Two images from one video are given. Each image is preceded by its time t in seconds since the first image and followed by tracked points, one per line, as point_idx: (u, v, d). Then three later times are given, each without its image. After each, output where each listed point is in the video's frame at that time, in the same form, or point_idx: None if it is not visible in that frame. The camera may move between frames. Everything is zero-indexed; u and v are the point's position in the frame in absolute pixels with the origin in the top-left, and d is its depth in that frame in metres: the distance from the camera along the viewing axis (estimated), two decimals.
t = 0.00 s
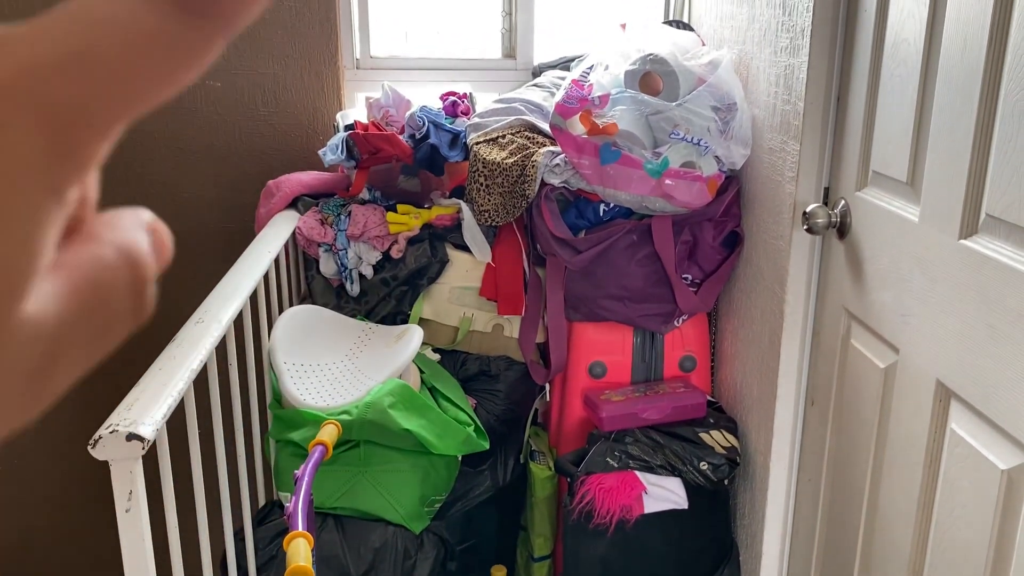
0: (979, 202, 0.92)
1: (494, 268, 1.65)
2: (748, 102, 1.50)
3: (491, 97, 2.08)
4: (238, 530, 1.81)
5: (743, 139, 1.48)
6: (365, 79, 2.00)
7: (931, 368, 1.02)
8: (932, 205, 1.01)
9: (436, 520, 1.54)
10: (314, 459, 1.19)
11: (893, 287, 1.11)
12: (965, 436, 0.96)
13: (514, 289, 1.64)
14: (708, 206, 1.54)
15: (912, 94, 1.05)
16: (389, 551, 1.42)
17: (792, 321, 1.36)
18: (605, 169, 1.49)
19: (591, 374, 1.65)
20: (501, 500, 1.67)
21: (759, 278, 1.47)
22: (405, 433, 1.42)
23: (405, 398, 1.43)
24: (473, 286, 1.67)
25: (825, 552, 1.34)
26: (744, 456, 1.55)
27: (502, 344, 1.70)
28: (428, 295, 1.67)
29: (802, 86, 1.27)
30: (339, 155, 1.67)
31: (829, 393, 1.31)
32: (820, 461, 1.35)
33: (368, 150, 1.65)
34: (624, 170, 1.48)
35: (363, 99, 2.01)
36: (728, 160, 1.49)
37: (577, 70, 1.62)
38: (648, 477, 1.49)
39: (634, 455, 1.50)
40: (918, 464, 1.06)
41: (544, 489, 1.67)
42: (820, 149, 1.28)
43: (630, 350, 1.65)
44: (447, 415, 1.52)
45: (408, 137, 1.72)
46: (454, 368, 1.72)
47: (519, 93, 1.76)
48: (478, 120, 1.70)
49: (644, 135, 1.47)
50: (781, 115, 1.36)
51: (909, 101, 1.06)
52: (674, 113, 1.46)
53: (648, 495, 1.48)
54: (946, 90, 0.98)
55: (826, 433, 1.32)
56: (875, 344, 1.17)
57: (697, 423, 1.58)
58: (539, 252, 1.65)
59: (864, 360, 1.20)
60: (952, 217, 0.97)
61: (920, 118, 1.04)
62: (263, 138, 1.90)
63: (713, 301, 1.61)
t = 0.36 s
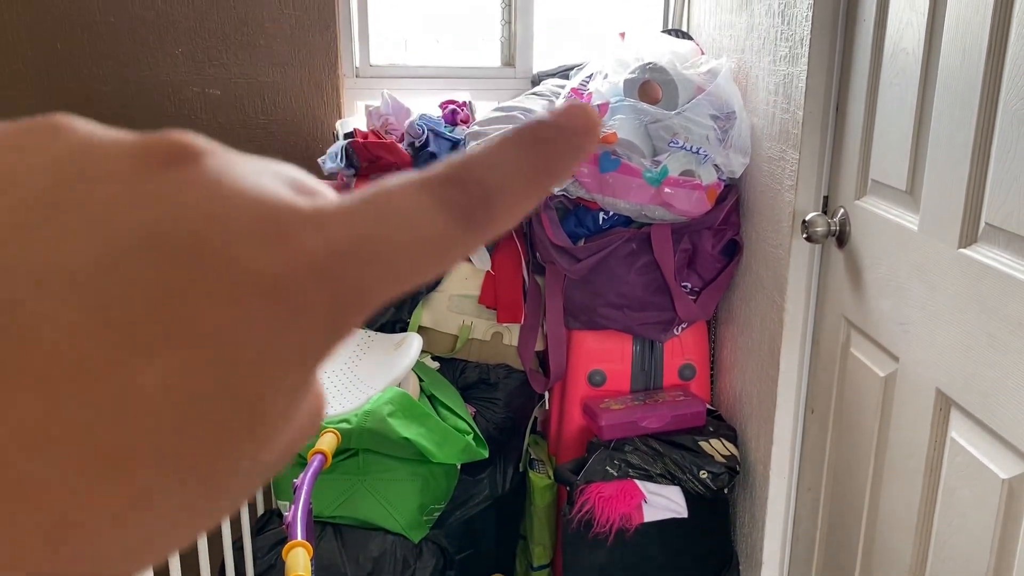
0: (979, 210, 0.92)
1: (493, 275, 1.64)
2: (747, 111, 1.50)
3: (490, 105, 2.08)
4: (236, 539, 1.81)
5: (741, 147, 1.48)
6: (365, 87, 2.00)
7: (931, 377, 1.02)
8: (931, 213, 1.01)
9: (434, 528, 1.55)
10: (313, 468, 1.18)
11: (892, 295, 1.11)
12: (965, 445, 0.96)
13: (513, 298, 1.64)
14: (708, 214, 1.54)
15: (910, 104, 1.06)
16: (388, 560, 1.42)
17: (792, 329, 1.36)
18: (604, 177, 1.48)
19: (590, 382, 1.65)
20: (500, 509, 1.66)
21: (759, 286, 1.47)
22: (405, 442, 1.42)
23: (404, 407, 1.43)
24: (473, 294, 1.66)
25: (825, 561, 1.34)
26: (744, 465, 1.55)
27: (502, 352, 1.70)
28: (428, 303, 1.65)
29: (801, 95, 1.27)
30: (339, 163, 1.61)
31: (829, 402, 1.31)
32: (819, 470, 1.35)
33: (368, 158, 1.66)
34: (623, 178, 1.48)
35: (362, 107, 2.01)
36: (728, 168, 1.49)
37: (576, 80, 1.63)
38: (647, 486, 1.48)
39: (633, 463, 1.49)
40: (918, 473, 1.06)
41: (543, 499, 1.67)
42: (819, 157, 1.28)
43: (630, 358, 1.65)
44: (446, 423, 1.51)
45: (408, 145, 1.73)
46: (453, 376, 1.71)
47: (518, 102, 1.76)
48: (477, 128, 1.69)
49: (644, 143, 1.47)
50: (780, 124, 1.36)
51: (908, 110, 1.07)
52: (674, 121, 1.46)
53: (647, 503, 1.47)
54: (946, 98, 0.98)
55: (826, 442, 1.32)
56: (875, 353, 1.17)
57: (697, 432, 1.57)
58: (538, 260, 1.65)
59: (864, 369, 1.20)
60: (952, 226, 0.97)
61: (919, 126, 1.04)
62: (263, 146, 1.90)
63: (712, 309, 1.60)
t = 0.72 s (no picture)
0: (978, 213, 0.92)
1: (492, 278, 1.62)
2: (747, 114, 1.50)
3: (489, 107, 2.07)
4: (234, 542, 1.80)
5: (741, 150, 1.48)
6: (364, 90, 2.00)
7: (931, 380, 1.02)
8: (931, 216, 1.01)
9: (433, 532, 1.55)
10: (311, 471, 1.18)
11: (892, 298, 1.11)
12: (966, 449, 0.96)
13: (512, 302, 1.63)
14: (707, 217, 1.54)
15: (910, 107, 1.06)
16: (386, 564, 1.41)
17: (791, 332, 1.35)
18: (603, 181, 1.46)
19: (590, 385, 1.64)
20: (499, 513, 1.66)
21: (759, 290, 1.46)
22: (404, 446, 1.41)
23: (403, 410, 1.42)
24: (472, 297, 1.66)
25: (825, 565, 1.33)
26: (744, 468, 1.55)
27: (500, 355, 1.70)
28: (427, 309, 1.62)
29: (801, 97, 1.27)
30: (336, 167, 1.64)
31: (829, 405, 1.30)
32: (819, 474, 1.35)
33: (367, 160, 1.65)
34: (622, 181, 1.47)
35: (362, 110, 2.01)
36: (727, 171, 1.49)
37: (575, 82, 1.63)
38: (646, 490, 1.48)
39: (633, 467, 1.49)
40: (918, 477, 1.05)
41: (542, 502, 1.67)
42: (819, 160, 1.28)
43: (629, 361, 1.64)
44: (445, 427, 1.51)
45: (406, 147, 1.73)
46: (452, 379, 1.71)
47: (517, 105, 1.75)
48: (476, 131, 1.67)
49: (642, 146, 1.45)
50: (780, 127, 1.36)
51: (907, 114, 1.06)
52: (673, 124, 1.46)
53: (647, 507, 1.47)
54: (945, 100, 0.98)
55: (826, 445, 1.32)
56: (875, 356, 1.17)
57: (696, 435, 1.57)
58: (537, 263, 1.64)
59: (864, 372, 1.19)
60: (951, 229, 0.97)
61: (919, 129, 1.04)
62: (262, 148, 1.90)
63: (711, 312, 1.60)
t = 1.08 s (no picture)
0: (980, 212, 0.92)
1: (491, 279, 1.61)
2: (747, 112, 1.50)
3: (489, 106, 2.07)
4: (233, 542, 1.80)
5: (741, 149, 1.48)
6: (363, 89, 1.99)
7: (932, 380, 1.02)
8: (931, 215, 1.01)
9: (432, 533, 1.54)
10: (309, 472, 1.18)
11: (894, 297, 1.10)
12: (967, 449, 0.95)
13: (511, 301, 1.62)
14: (707, 216, 1.53)
15: (911, 106, 1.05)
16: (385, 565, 1.41)
17: (791, 331, 1.35)
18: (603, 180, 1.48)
19: (589, 385, 1.64)
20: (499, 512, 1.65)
21: (759, 289, 1.46)
22: (402, 446, 1.41)
23: (402, 411, 1.41)
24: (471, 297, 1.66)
25: (826, 566, 1.33)
26: (744, 469, 1.54)
27: (499, 355, 1.68)
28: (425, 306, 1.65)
29: (801, 96, 1.27)
30: (335, 165, 1.66)
31: (829, 406, 1.30)
32: (820, 474, 1.34)
33: (365, 160, 1.64)
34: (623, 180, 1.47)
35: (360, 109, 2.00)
36: (727, 170, 1.48)
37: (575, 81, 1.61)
38: (646, 490, 1.47)
39: (632, 467, 1.49)
40: (919, 477, 1.05)
41: (541, 502, 1.66)
42: (819, 159, 1.27)
43: (629, 361, 1.64)
44: (444, 427, 1.50)
45: (404, 147, 1.72)
46: (452, 379, 1.71)
47: (516, 104, 1.75)
48: (474, 130, 1.68)
49: (642, 145, 1.45)
50: (780, 125, 1.36)
51: (908, 114, 1.06)
52: (672, 123, 1.45)
53: (646, 507, 1.47)
54: (946, 99, 0.97)
55: (826, 445, 1.31)
56: (876, 355, 1.16)
57: (696, 435, 1.56)
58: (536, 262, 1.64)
59: (864, 372, 1.19)
60: (952, 228, 0.97)
61: (920, 127, 1.04)
62: (260, 148, 1.89)
63: (711, 312, 1.60)
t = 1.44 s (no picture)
0: (981, 209, 0.92)
1: (492, 277, 1.64)
2: (748, 110, 1.50)
3: (489, 105, 2.07)
4: (235, 540, 1.80)
5: (742, 146, 1.48)
6: (364, 87, 1.99)
7: (933, 377, 1.02)
8: (932, 213, 1.01)
9: (434, 530, 1.54)
10: (311, 469, 1.18)
11: (894, 295, 1.11)
12: (968, 445, 0.95)
13: (512, 298, 1.64)
14: (707, 214, 1.53)
15: (911, 105, 1.05)
16: (387, 562, 1.41)
17: (791, 329, 1.35)
18: (604, 177, 1.48)
19: (590, 383, 1.64)
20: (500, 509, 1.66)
21: (759, 286, 1.46)
22: (403, 443, 1.41)
23: (403, 408, 1.42)
24: (472, 295, 1.66)
25: (826, 563, 1.33)
26: (744, 465, 1.54)
27: (500, 353, 1.69)
28: (427, 303, 1.67)
29: (802, 93, 1.27)
30: (336, 163, 1.68)
31: (829, 402, 1.30)
32: (820, 470, 1.35)
33: (367, 158, 1.65)
34: (623, 177, 1.48)
35: (361, 107, 2.01)
36: (728, 168, 1.49)
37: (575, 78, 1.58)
38: (647, 487, 1.48)
39: (634, 464, 1.48)
40: (919, 474, 1.05)
41: (542, 499, 1.66)
42: (820, 156, 1.28)
43: (629, 358, 1.64)
44: (445, 424, 1.51)
45: (404, 144, 1.71)
46: (453, 377, 1.71)
47: (517, 101, 1.75)
48: (475, 127, 1.68)
49: (643, 142, 1.47)
50: (780, 122, 1.36)
51: (908, 111, 1.06)
52: (673, 120, 1.46)
53: (647, 504, 1.47)
54: (947, 96, 0.97)
55: (827, 442, 1.32)
56: (876, 352, 1.16)
57: (696, 432, 1.57)
58: (537, 260, 1.64)
59: (865, 369, 1.19)
60: (952, 226, 0.97)
61: (920, 125, 1.04)
62: (261, 146, 1.90)
63: (711, 309, 1.60)
